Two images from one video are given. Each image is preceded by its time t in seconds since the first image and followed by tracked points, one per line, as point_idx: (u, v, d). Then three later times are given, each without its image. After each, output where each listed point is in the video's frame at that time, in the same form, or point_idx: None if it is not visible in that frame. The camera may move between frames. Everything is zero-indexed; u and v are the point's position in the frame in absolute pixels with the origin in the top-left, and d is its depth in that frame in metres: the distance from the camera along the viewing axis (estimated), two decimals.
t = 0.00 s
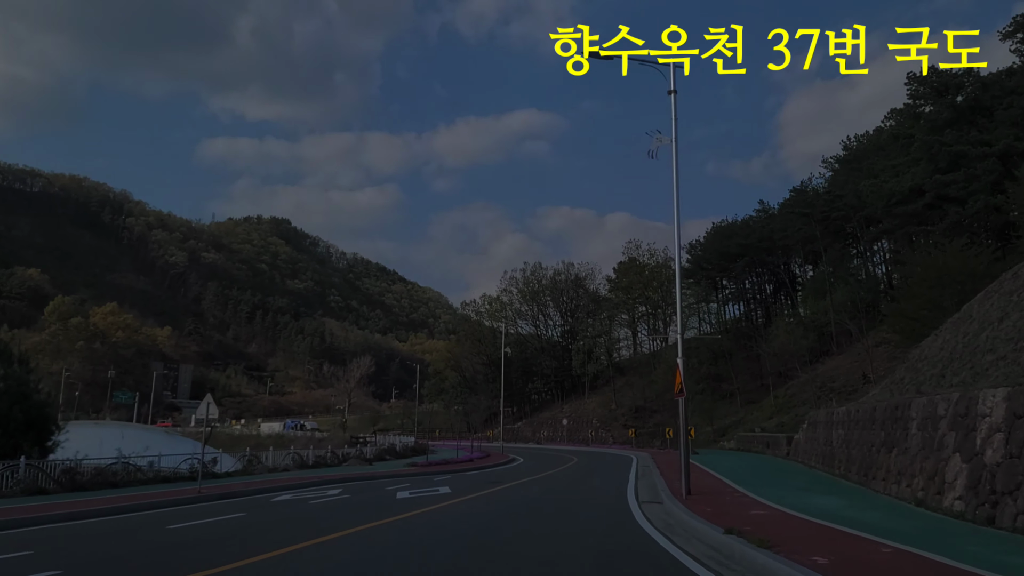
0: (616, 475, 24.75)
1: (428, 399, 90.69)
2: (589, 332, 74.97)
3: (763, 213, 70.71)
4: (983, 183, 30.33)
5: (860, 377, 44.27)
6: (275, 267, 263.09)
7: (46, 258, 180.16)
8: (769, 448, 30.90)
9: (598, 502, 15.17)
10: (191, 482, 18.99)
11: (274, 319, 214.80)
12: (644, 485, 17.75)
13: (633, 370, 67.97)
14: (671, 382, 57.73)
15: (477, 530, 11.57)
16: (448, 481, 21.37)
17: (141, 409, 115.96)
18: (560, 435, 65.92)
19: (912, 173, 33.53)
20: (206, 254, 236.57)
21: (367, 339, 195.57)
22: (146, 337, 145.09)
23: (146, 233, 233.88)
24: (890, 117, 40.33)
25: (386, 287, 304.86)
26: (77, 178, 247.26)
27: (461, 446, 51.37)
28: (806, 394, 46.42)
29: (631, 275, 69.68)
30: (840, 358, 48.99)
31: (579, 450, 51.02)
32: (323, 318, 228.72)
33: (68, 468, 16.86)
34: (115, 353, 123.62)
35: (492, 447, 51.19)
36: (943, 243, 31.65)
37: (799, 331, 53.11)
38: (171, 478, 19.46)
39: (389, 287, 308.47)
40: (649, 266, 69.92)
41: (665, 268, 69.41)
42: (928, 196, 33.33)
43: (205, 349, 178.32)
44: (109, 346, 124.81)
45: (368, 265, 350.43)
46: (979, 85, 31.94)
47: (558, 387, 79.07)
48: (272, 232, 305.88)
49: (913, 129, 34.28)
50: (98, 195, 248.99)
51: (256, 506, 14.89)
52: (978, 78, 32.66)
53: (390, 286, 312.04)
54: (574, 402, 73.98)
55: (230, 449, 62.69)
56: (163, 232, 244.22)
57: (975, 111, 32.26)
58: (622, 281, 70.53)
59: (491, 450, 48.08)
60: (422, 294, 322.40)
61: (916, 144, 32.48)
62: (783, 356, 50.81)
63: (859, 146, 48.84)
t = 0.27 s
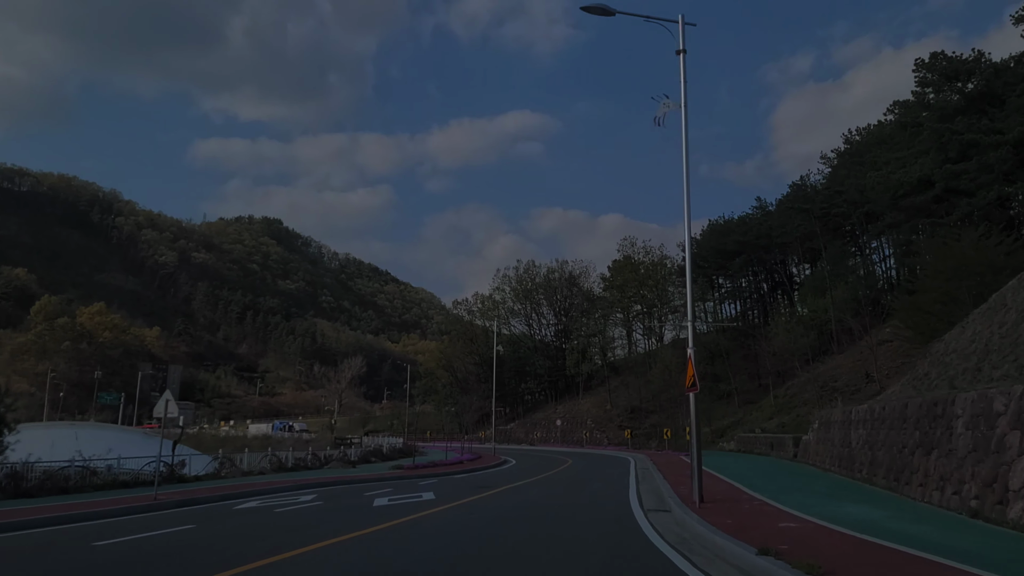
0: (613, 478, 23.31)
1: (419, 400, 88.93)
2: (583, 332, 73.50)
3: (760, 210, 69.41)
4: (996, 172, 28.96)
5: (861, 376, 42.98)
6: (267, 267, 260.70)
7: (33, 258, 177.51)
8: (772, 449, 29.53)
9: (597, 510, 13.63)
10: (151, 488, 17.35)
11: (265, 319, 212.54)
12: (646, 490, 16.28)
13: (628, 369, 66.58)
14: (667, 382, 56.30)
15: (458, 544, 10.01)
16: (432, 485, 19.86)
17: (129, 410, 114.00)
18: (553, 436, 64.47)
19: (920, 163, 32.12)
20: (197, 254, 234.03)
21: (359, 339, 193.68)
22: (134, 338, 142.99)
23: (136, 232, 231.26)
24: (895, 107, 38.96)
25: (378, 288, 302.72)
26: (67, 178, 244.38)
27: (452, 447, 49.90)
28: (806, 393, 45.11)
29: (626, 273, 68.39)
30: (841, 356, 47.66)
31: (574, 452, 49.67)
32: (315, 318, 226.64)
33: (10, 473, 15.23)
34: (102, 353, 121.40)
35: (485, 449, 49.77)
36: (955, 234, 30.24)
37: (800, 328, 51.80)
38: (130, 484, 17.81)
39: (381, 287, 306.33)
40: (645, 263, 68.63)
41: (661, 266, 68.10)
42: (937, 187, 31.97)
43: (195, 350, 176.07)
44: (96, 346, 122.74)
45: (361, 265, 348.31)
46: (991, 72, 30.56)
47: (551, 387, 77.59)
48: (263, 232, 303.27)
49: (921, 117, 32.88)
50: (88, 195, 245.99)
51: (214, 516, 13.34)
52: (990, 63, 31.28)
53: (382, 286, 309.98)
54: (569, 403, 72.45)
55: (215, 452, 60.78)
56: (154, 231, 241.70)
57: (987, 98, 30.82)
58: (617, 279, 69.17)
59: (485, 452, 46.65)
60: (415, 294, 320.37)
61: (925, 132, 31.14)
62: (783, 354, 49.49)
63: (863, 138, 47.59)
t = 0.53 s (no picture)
0: (611, 483, 21.83)
1: (410, 401, 87.23)
2: (577, 331, 72.06)
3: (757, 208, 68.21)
4: (1012, 160, 27.61)
5: (865, 375, 41.62)
6: (258, 268, 258.36)
7: (20, 257, 174.81)
8: (776, 450, 28.07)
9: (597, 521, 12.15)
10: (105, 495, 15.83)
11: (256, 320, 210.24)
12: (651, 497, 14.75)
13: (623, 369, 65.15)
14: (664, 381, 54.90)
15: (434, 564, 8.50)
16: (416, 491, 18.32)
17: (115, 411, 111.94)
18: (547, 437, 62.92)
19: (930, 152, 30.76)
20: (187, 254, 231.46)
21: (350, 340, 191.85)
22: (122, 338, 140.82)
23: (126, 232, 228.41)
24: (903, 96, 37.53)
25: (370, 289, 300.76)
26: (56, 177, 241.38)
27: (442, 449, 48.38)
28: (807, 393, 43.72)
29: (620, 270, 67.19)
30: (843, 355, 46.35)
31: (568, 453, 48.15)
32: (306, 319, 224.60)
33: None
34: (89, 354, 119.18)
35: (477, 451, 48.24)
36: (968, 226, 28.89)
37: (800, 326, 50.47)
38: (83, 490, 16.31)
39: (373, 288, 304.81)
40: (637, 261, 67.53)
41: (654, 264, 67.03)
42: (947, 177, 30.64)
43: (184, 350, 173.79)
44: (83, 346, 120.58)
45: (353, 265, 346.18)
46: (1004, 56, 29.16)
47: (544, 387, 76.06)
48: (254, 233, 300.64)
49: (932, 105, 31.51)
50: (77, 194, 243.05)
51: (165, 526, 11.78)
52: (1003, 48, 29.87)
53: (374, 287, 307.91)
54: (562, 403, 71.00)
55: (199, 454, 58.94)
56: (143, 231, 238.98)
57: (1000, 84, 29.44)
58: (611, 277, 67.95)
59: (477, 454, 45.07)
60: (407, 295, 318.52)
61: (936, 119, 29.82)
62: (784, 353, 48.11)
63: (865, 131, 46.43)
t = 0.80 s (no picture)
0: (609, 488, 20.35)
1: (400, 401, 85.52)
2: (570, 329, 70.54)
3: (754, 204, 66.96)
4: None
5: (869, 372, 40.31)
6: (249, 267, 255.98)
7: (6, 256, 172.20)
8: (782, 450, 26.63)
9: (599, 533, 10.62)
10: (51, 502, 14.28)
11: (246, 319, 207.90)
12: (658, 505, 13.25)
13: (618, 367, 63.69)
14: (661, 381, 53.48)
15: None
16: (398, 496, 16.80)
17: (101, 412, 109.69)
18: (541, 438, 61.37)
19: (941, 139, 29.33)
20: (177, 253, 228.95)
21: (341, 340, 189.99)
22: (109, 337, 138.52)
23: (115, 231, 225.62)
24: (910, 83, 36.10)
25: (362, 289, 298.67)
26: (44, 176, 238.41)
27: (432, 450, 46.72)
28: (809, 391, 42.35)
29: (615, 268, 65.87)
30: (845, 353, 45.01)
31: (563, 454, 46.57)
32: (296, 319, 222.49)
33: None
34: (75, 353, 117.01)
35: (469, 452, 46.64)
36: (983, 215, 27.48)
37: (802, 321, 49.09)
38: (29, 496, 14.80)
39: (365, 288, 302.88)
40: (632, 259, 66.28)
41: (648, 262, 65.78)
42: (959, 166, 29.22)
43: (173, 350, 171.53)
44: (69, 346, 118.38)
45: (344, 265, 343.90)
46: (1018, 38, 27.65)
47: (537, 387, 74.50)
48: (245, 232, 298.08)
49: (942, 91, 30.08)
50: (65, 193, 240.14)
51: (101, 540, 10.23)
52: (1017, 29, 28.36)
53: (366, 287, 305.81)
54: (556, 402, 69.51)
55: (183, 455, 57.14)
56: (132, 230, 236.07)
57: (1014, 67, 27.95)
58: (605, 274, 66.58)
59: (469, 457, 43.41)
60: (399, 295, 316.51)
61: (947, 104, 28.36)
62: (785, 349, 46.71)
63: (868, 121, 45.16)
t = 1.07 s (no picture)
0: (607, 495, 18.92)
1: (390, 403, 83.78)
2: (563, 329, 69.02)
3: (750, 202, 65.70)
4: None
5: (872, 373, 38.93)
6: (240, 268, 253.71)
7: None
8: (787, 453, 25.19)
9: (599, 552, 9.10)
10: None
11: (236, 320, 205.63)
12: (666, 518, 11.74)
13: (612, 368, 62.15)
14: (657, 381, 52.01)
15: None
16: (374, 505, 15.18)
17: (86, 413, 107.62)
18: (533, 440, 59.79)
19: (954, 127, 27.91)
20: (167, 254, 226.52)
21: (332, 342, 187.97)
22: (96, 338, 136.38)
23: (104, 231, 222.91)
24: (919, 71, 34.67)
25: (354, 290, 296.61)
26: (32, 176, 235.66)
27: (422, 453, 45.29)
28: (809, 391, 40.95)
29: (610, 266, 64.52)
30: (848, 352, 43.62)
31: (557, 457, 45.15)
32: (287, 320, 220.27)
33: None
34: (60, 354, 114.88)
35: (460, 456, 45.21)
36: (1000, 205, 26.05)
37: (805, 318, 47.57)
38: None
39: (357, 290, 300.96)
40: (627, 257, 64.91)
41: (644, 260, 64.38)
42: (973, 154, 27.79)
43: (162, 352, 169.32)
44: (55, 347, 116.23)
45: (336, 266, 341.52)
46: None
47: (530, 388, 72.87)
48: (236, 233, 295.61)
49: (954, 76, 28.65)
50: (54, 192, 237.41)
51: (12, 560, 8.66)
52: None
53: (358, 289, 303.71)
54: (549, 404, 67.99)
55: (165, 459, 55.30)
56: (121, 230, 233.44)
57: None
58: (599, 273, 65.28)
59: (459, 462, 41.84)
60: (391, 297, 314.49)
61: (960, 89, 26.87)
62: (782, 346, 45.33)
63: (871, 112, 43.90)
